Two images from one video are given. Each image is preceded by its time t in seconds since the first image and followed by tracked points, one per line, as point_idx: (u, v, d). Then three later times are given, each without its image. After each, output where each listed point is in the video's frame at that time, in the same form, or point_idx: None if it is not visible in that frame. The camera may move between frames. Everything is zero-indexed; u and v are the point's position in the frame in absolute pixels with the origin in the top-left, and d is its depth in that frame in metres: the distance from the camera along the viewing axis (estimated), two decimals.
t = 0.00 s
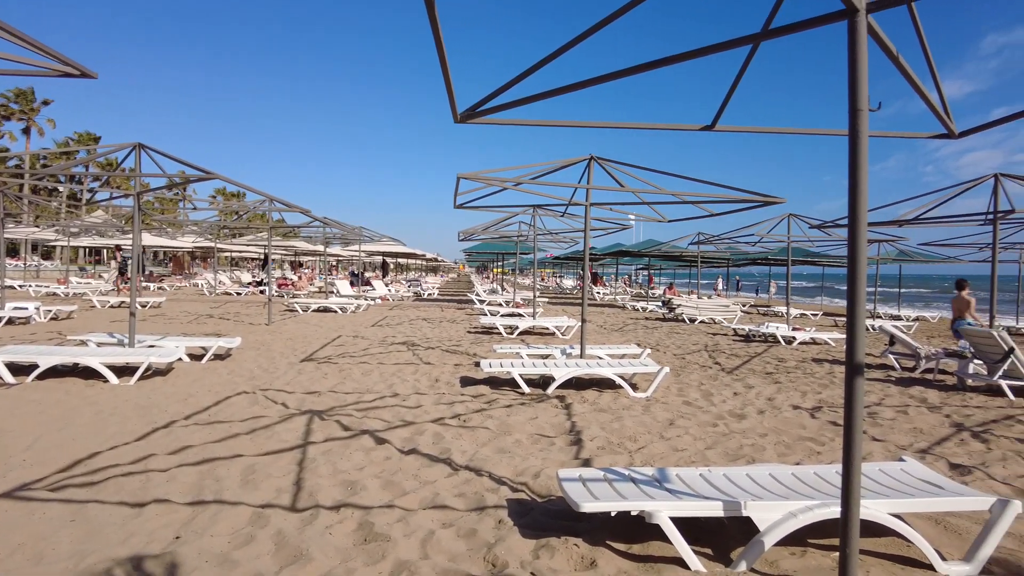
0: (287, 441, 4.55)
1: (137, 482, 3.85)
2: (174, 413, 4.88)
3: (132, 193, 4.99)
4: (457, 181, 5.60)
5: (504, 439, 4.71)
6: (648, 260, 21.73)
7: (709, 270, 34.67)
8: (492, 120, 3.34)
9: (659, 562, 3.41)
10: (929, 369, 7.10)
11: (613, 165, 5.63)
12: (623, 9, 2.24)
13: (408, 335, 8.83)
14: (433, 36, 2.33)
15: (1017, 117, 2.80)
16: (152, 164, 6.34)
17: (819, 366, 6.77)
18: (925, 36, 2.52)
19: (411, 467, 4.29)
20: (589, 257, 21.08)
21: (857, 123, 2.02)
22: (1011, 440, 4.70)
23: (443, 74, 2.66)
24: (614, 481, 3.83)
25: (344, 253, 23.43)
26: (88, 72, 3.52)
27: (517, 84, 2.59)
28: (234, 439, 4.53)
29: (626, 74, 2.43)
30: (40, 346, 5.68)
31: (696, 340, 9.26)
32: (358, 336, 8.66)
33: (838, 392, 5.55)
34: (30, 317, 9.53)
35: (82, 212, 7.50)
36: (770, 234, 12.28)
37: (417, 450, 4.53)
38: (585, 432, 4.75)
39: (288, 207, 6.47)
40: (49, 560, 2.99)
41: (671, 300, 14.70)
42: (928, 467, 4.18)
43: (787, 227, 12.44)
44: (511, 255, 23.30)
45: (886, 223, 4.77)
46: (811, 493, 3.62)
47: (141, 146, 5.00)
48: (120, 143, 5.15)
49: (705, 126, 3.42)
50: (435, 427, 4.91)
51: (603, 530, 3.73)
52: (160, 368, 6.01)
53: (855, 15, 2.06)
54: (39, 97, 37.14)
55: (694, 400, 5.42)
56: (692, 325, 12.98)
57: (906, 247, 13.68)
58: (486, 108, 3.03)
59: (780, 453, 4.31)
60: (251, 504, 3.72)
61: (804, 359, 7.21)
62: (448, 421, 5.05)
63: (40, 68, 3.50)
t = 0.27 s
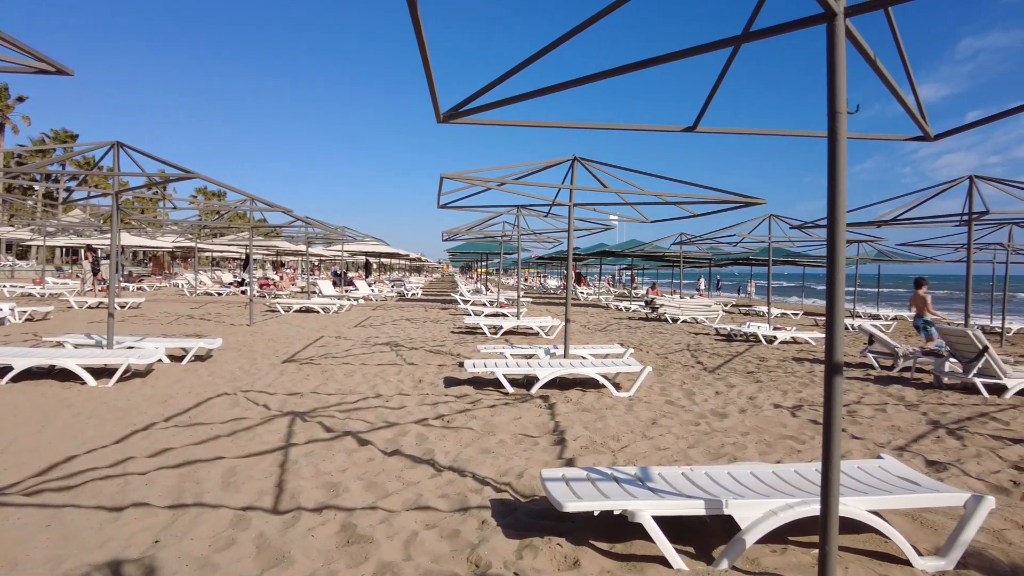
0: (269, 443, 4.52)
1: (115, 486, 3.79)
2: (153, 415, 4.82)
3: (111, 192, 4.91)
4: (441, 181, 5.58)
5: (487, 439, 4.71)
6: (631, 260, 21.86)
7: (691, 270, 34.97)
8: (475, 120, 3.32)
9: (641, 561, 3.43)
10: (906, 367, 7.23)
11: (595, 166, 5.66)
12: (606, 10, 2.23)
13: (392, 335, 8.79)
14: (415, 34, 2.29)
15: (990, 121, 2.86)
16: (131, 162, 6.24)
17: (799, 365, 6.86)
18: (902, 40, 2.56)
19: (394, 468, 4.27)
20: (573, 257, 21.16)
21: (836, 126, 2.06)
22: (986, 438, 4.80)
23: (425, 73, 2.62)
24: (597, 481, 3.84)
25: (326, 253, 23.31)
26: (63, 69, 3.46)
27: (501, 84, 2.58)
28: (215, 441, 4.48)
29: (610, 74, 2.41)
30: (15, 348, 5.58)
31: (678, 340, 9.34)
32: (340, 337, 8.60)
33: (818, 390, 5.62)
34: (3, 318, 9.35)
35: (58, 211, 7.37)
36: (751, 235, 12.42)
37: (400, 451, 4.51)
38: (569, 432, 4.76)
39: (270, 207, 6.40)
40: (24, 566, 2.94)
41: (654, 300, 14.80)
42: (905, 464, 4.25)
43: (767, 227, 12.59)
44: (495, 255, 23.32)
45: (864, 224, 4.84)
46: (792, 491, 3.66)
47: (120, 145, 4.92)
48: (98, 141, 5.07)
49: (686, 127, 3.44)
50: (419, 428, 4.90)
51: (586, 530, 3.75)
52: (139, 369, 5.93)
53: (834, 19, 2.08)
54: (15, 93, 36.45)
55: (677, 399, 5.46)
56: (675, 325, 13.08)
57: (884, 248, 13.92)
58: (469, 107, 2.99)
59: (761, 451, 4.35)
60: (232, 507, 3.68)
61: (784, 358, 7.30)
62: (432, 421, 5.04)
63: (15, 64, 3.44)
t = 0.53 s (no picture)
0: (251, 445, 4.48)
1: (93, 489, 3.73)
2: (132, 417, 4.76)
3: (89, 191, 4.83)
4: (424, 181, 5.56)
5: (472, 439, 4.71)
6: (615, 260, 21.96)
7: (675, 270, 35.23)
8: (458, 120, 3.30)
9: (624, 560, 3.45)
10: (885, 366, 7.34)
11: (580, 167, 5.69)
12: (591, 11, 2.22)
13: (376, 336, 8.76)
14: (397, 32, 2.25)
15: (965, 124, 2.90)
16: (110, 161, 6.14)
17: (781, 364, 6.94)
18: (881, 45, 2.60)
19: (378, 469, 4.26)
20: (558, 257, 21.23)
21: (816, 128, 2.08)
22: (962, 435, 4.89)
23: (408, 71, 2.58)
24: (580, 480, 3.85)
25: (310, 253, 23.15)
26: (39, 65, 3.35)
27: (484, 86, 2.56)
28: (196, 444, 4.43)
29: (595, 75, 2.40)
30: None
31: (662, 339, 9.40)
32: (323, 337, 8.55)
33: (799, 389, 5.69)
34: None
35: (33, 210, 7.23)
36: (733, 234, 12.54)
37: (384, 452, 4.50)
38: (553, 432, 4.77)
39: (252, 207, 6.34)
40: None
41: (638, 299, 14.89)
42: (884, 461, 4.31)
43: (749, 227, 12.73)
44: (480, 255, 23.32)
45: (844, 224, 4.89)
46: (773, 489, 3.70)
47: (98, 143, 4.84)
48: (76, 139, 4.99)
49: (669, 128, 3.44)
50: (402, 429, 4.89)
51: (570, 529, 3.76)
52: (118, 371, 5.84)
53: (814, 23, 2.10)
54: None
55: (660, 399, 5.49)
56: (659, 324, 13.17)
57: (863, 248, 14.12)
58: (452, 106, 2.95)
59: (743, 449, 4.39)
60: (213, 509, 3.64)
61: (766, 358, 7.37)
62: (416, 422, 5.03)
63: None
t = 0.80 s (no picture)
0: (233, 447, 4.44)
1: (71, 493, 3.67)
2: (112, 419, 4.69)
3: (67, 190, 4.76)
4: (408, 180, 5.54)
5: (456, 440, 4.71)
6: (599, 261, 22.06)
7: (659, 270, 35.48)
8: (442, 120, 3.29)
9: (608, 559, 3.47)
10: (865, 365, 7.46)
11: (564, 167, 5.72)
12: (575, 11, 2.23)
13: (360, 336, 8.72)
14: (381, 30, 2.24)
15: (944, 126, 2.95)
16: (88, 159, 6.04)
17: (763, 363, 7.02)
18: (859, 47, 2.64)
19: (361, 470, 4.24)
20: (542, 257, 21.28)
21: (797, 128, 2.12)
22: (939, 432, 4.98)
23: (391, 72, 2.59)
24: (564, 480, 3.87)
25: (293, 253, 22.98)
26: (14, 61, 3.28)
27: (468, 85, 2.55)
28: (176, 445, 4.38)
29: (580, 75, 2.41)
30: None
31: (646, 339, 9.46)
32: (306, 338, 8.48)
33: (781, 388, 5.76)
34: None
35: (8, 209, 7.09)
36: (716, 234, 12.65)
37: (368, 453, 4.48)
38: (537, 432, 4.78)
39: (235, 206, 6.28)
40: None
41: (622, 299, 14.97)
42: (863, 459, 4.38)
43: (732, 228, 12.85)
44: (465, 255, 23.30)
45: (825, 225, 4.95)
46: (755, 487, 3.74)
47: (76, 141, 4.77)
48: (53, 137, 4.90)
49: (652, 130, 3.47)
50: (387, 430, 4.87)
51: (555, 529, 3.77)
52: (97, 373, 5.76)
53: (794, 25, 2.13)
54: None
55: (644, 398, 5.52)
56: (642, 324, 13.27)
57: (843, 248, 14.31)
58: (436, 106, 2.95)
59: (726, 448, 4.43)
60: (195, 512, 3.60)
61: (749, 357, 7.45)
62: (400, 423, 5.01)
63: None
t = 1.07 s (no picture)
0: (216, 448, 4.40)
1: (50, 496, 3.61)
2: (92, 421, 4.62)
3: (45, 188, 4.68)
4: (393, 179, 5.52)
5: (442, 440, 4.70)
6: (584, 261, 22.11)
7: (643, 270, 35.69)
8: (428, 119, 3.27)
9: (593, 557, 3.48)
10: (846, 364, 7.56)
11: (549, 167, 5.74)
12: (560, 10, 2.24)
13: (344, 336, 8.67)
14: (365, 28, 2.22)
15: (922, 128, 3.01)
16: (67, 158, 5.94)
17: (746, 362, 7.09)
18: (840, 50, 2.68)
19: (346, 471, 4.22)
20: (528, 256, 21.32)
21: (778, 128, 2.16)
22: (919, 430, 5.06)
23: (376, 71, 2.57)
24: (549, 479, 3.88)
25: (276, 253, 22.80)
26: None
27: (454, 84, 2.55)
28: (158, 447, 4.33)
29: (565, 75, 2.43)
30: None
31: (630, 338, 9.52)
32: (290, 339, 8.42)
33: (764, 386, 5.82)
34: None
35: None
36: (700, 235, 12.74)
37: (353, 453, 4.46)
38: (523, 431, 4.79)
39: (217, 206, 6.21)
40: None
41: (607, 299, 15.02)
42: (844, 456, 4.44)
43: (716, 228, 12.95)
44: (450, 255, 23.26)
45: (808, 225, 5.00)
46: (738, 485, 3.78)
47: (54, 139, 4.70)
48: (30, 135, 4.82)
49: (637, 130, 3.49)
50: (371, 430, 4.85)
51: (540, 528, 3.77)
52: (76, 374, 5.67)
53: (777, 27, 2.16)
54: None
55: (629, 397, 5.55)
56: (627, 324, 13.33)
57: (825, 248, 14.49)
58: (421, 105, 2.93)
59: (710, 446, 4.46)
60: (177, 514, 3.56)
61: (732, 356, 7.51)
62: (385, 423, 4.99)
63: None
